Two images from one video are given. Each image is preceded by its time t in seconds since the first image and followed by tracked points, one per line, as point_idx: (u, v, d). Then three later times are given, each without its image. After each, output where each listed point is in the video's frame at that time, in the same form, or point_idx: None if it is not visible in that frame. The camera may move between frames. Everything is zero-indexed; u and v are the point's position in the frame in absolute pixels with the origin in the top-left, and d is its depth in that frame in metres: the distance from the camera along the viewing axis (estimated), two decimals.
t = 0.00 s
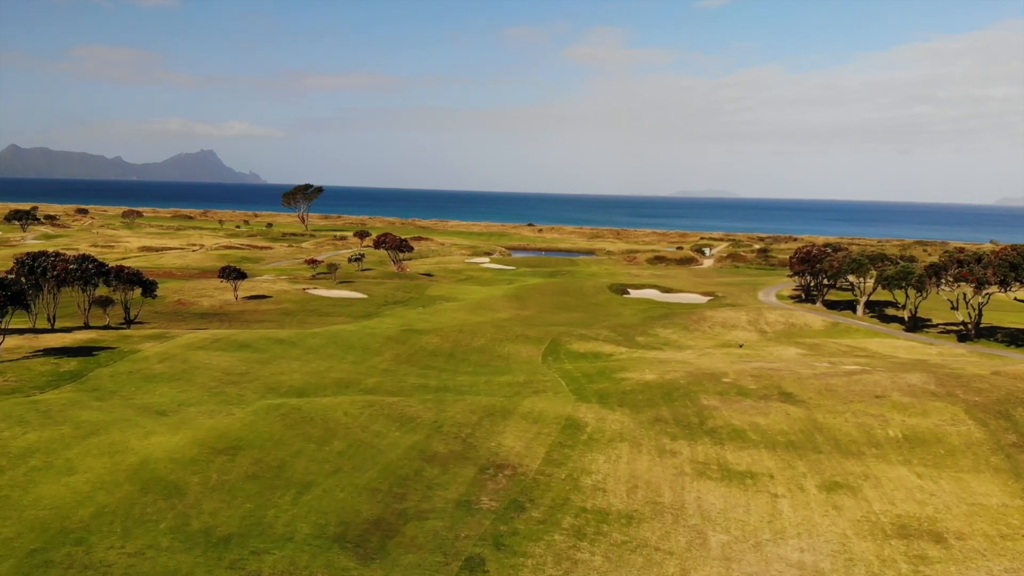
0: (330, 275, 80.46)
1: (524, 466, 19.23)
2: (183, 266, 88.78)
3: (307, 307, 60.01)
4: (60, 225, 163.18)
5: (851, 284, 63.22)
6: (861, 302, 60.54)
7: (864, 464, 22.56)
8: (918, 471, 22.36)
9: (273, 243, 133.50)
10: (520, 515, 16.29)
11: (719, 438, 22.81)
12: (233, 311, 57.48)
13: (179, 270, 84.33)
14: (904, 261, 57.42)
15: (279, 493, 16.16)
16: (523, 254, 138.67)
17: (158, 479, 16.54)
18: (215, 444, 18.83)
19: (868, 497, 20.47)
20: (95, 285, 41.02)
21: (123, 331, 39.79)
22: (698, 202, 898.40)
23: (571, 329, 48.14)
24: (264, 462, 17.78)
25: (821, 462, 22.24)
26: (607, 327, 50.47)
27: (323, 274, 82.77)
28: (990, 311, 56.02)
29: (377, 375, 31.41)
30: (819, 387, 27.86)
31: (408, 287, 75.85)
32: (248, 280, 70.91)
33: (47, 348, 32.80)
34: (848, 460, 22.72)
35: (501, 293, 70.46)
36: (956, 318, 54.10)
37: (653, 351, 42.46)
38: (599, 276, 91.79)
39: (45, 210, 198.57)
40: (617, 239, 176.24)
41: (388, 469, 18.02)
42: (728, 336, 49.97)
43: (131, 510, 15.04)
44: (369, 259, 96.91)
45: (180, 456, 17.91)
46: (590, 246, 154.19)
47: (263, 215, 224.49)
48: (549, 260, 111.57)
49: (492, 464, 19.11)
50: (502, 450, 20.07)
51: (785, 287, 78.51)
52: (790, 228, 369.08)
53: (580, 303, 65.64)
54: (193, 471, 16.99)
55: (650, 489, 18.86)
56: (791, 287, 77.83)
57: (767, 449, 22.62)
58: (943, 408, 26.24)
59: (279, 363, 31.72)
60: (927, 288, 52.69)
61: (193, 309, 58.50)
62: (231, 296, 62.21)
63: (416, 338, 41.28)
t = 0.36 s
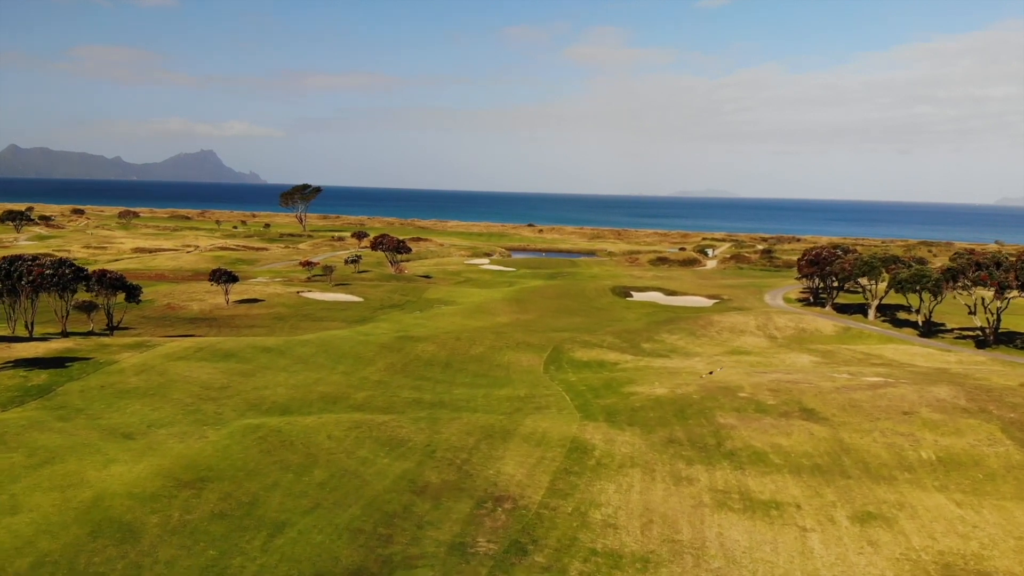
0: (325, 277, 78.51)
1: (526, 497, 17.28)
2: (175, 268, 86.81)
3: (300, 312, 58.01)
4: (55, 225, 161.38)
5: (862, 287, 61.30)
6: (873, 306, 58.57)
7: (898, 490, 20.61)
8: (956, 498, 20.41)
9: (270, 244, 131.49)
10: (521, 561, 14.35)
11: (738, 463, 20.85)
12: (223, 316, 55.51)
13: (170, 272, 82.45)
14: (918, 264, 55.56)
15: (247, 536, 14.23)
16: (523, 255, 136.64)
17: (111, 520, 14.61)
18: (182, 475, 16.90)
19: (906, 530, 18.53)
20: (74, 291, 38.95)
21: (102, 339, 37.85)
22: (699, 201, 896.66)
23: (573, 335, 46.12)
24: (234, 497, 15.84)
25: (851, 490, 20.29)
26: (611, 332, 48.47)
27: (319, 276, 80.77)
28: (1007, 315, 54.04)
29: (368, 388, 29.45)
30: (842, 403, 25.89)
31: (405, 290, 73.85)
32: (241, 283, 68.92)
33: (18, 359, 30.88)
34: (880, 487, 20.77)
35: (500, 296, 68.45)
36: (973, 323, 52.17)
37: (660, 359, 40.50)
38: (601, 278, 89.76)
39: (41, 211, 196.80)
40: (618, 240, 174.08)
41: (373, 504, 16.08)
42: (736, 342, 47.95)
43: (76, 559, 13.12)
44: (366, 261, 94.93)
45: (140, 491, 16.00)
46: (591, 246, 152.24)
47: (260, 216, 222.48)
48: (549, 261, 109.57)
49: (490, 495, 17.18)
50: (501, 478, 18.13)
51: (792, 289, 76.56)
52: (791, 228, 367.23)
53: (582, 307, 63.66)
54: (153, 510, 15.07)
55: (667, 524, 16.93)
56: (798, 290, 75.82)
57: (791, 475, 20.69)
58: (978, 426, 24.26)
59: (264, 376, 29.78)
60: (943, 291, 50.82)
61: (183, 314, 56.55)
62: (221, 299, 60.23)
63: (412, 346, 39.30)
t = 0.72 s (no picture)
0: (321, 280, 76.63)
1: (528, 536, 15.43)
2: (168, 271, 84.96)
3: (293, 316, 56.15)
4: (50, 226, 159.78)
5: (874, 291, 59.50)
6: (885, 310, 56.78)
7: (936, 521, 18.74)
8: (1002, 530, 18.51)
9: (266, 245, 129.61)
10: None
11: (761, 491, 19.00)
12: (213, 321, 53.66)
13: (163, 274, 80.66)
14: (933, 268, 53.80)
15: None
16: (523, 256, 134.73)
17: (53, 570, 12.80)
18: (143, 514, 15.09)
19: (950, 568, 16.66)
20: (52, 296, 37.17)
21: (82, 347, 36.02)
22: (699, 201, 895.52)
23: (577, 341, 44.23)
24: (197, 541, 14.01)
25: (885, 522, 18.42)
26: (616, 338, 46.60)
27: (314, 278, 78.87)
28: None
29: (359, 402, 27.60)
30: (868, 422, 24.03)
31: (402, 292, 71.98)
32: (234, 287, 67.10)
33: None
34: (916, 518, 18.90)
35: (500, 300, 66.59)
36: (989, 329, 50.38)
37: (668, 367, 38.61)
38: (603, 280, 87.85)
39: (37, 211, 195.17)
40: (619, 240, 172.15)
41: (356, 547, 14.25)
42: (746, 349, 46.09)
43: None
44: (363, 263, 93.11)
45: (93, 533, 14.22)
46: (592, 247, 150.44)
47: (258, 216, 220.67)
48: (550, 263, 107.76)
49: (488, 534, 15.34)
50: (500, 512, 16.29)
51: (799, 292, 74.71)
52: (793, 228, 365.65)
53: (584, 311, 61.84)
54: (104, 558, 13.27)
55: (686, 567, 15.07)
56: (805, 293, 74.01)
57: (819, 505, 18.84)
58: (1017, 446, 22.37)
59: (249, 389, 27.96)
60: (960, 295, 49.05)
61: (172, 319, 54.71)
62: (212, 303, 58.40)
63: (408, 353, 37.44)
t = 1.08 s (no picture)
0: (316, 282, 74.80)
1: None
2: (160, 273, 83.13)
3: (286, 321, 54.29)
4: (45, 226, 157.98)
5: (885, 295, 57.74)
6: (898, 314, 54.93)
7: (982, 560, 16.88)
8: None
9: (263, 246, 127.87)
10: None
11: (788, 526, 17.15)
12: (203, 326, 51.83)
13: (155, 277, 78.84)
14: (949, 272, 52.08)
15: None
16: (523, 257, 132.88)
17: None
18: (92, 563, 13.27)
19: None
20: (28, 303, 35.40)
21: (59, 357, 34.17)
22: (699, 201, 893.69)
23: (580, 348, 42.35)
24: None
25: (927, 561, 16.57)
26: (621, 344, 44.73)
27: (310, 281, 77.01)
28: None
29: (349, 419, 25.71)
30: (897, 443, 22.23)
31: (400, 295, 70.21)
32: (226, 290, 65.27)
33: None
34: (960, 555, 17.02)
35: (500, 303, 64.70)
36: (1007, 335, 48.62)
37: (676, 377, 36.72)
38: (605, 282, 86.00)
39: (33, 211, 193.62)
40: (620, 241, 170.32)
41: None
42: (756, 356, 44.20)
43: None
44: (360, 264, 91.30)
45: None
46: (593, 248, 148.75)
47: (257, 216, 218.99)
48: (551, 264, 106.00)
49: None
50: (499, 555, 14.42)
51: (806, 295, 72.85)
52: (794, 228, 364.00)
53: (587, 315, 60.05)
54: None
55: None
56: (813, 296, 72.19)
57: (852, 541, 16.99)
58: None
59: (231, 405, 26.14)
60: (978, 300, 47.31)
61: (160, 323, 52.87)
62: (203, 307, 56.61)
63: (403, 362, 35.60)
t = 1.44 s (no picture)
0: (312, 285, 73.04)
1: None
2: (152, 275, 81.33)
3: (278, 327, 52.44)
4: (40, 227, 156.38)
5: (898, 298, 55.99)
6: (912, 319, 53.02)
7: None
8: None
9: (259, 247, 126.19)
10: None
11: (822, 568, 15.31)
12: (192, 332, 50.04)
13: (146, 280, 77.03)
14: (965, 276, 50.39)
15: None
16: (524, 258, 131.04)
17: None
18: None
19: None
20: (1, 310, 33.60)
21: (33, 367, 32.37)
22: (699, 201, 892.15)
23: (583, 355, 40.50)
24: None
25: None
26: (626, 351, 42.86)
27: (305, 283, 75.17)
28: None
29: (336, 438, 23.87)
30: (932, 468, 20.42)
31: (397, 298, 68.42)
32: (218, 294, 63.50)
33: None
34: None
35: (500, 306, 62.83)
36: None
37: (685, 388, 34.86)
38: (607, 284, 84.10)
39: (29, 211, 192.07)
40: (622, 241, 168.45)
41: None
42: (768, 364, 42.32)
43: None
44: (357, 266, 89.53)
45: None
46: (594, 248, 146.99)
47: (255, 216, 217.25)
48: (552, 265, 104.24)
49: None
50: None
51: (815, 298, 70.95)
52: (795, 228, 362.42)
53: (589, 319, 58.25)
54: None
55: None
56: (821, 299, 70.29)
57: None
58: None
59: (211, 423, 24.38)
60: (996, 305, 45.61)
61: (147, 329, 51.04)
62: (192, 312, 54.84)
63: (398, 372, 33.78)
